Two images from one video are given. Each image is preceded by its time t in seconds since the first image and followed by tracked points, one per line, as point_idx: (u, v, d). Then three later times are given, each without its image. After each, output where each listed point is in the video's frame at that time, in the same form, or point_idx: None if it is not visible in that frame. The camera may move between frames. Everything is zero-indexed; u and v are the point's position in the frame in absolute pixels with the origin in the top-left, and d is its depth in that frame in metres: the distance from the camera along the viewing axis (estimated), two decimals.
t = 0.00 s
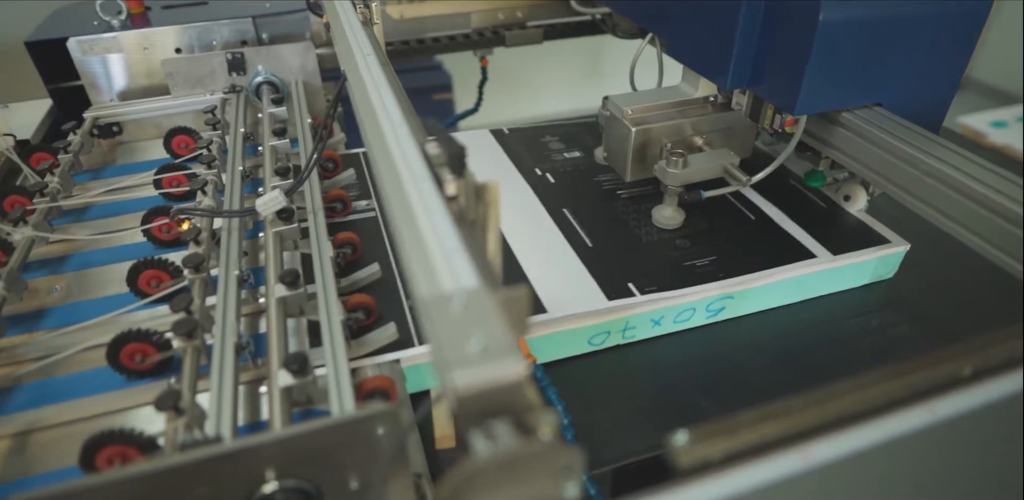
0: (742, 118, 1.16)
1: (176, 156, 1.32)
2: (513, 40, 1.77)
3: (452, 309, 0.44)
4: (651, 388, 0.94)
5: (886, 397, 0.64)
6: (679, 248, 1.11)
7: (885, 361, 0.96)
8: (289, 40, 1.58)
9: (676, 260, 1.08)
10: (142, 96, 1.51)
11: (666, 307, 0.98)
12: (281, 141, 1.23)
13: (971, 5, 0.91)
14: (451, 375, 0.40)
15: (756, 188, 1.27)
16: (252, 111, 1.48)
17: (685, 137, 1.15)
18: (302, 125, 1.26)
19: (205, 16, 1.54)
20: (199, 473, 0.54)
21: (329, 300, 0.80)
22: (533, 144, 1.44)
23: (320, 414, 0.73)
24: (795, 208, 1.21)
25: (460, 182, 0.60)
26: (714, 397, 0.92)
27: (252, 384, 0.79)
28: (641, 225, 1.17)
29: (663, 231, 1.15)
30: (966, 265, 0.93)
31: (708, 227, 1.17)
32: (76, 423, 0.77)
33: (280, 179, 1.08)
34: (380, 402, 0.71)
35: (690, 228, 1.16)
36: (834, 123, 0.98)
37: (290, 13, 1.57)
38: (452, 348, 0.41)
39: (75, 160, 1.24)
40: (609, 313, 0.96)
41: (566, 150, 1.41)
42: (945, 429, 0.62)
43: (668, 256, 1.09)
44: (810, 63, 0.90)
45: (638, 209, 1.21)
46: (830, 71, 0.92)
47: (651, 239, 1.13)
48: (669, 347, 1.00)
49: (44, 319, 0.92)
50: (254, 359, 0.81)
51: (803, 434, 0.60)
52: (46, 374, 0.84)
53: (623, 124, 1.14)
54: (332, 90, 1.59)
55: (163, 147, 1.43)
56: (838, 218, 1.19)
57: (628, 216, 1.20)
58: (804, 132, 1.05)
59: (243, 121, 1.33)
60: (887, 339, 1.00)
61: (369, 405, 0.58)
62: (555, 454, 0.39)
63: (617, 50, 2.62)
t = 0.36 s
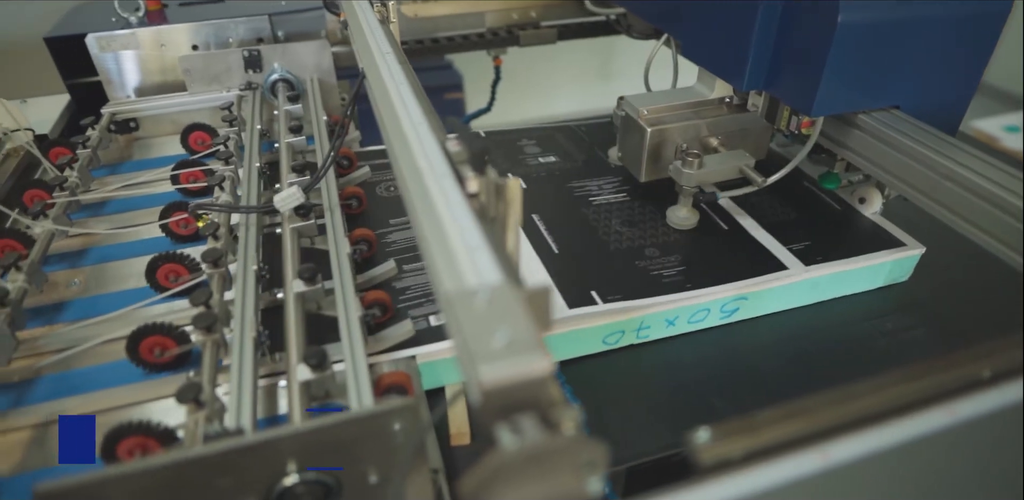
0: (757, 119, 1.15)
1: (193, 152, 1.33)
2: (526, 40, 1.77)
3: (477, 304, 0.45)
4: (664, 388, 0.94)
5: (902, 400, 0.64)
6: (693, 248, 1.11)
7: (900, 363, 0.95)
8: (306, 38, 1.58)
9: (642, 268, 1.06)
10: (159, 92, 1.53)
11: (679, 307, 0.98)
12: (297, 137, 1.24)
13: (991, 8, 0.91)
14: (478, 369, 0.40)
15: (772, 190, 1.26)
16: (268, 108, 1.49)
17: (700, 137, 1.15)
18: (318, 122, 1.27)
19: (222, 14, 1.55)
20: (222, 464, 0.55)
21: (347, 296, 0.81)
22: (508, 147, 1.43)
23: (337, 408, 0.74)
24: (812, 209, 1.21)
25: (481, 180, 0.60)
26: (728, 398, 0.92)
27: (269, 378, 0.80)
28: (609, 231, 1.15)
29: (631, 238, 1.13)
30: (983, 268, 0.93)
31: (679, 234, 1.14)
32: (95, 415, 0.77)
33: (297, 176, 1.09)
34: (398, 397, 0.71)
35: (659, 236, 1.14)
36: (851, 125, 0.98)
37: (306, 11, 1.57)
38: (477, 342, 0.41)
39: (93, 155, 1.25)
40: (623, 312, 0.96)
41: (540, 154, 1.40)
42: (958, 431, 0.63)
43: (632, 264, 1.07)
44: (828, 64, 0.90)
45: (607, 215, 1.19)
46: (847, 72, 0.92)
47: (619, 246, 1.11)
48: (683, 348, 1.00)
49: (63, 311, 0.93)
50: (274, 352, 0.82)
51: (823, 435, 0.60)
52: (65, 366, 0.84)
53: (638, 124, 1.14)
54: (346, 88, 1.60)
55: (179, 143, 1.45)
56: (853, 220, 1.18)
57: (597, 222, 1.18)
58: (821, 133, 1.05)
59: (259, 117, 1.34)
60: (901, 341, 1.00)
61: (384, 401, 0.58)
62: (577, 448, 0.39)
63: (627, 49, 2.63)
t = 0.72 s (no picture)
0: (778, 121, 1.15)
1: (213, 147, 1.35)
2: (544, 40, 1.78)
3: (507, 298, 0.45)
4: (682, 388, 0.94)
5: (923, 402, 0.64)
6: (710, 249, 1.10)
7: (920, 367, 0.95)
8: (327, 35, 1.58)
9: (611, 276, 1.04)
10: (179, 88, 1.54)
11: (697, 307, 0.98)
12: (317, 133, 1.24)
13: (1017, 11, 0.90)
14: (511, 363, 0.40)
15: (790, 192, 1.26)
16: (287, 105, 1.50)
17: (720, 138, 1.15)
18: (337, 118, 1.28)
19: (242, 10, 1.56)
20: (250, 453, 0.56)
21: (368, 290, 0.82)
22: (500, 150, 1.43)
23: (358, 402, 0.74)
24: (831, 211, 1.20)
25: (507, 175, 0.60)
26: (746, 399, 0.92)
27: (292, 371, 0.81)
28: (580, 238, 1.14)
29: (601, 245, 1.12)
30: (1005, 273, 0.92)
31: (652, 242, 1.13)
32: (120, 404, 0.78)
33: (317, 171, 1.09)
34: (419, 391, 0.72)
35: (632, 244, 1.12)
36: (873, 127, 0.97)
37: (326, 7, 1.57)
38: (510, 336, 0.42)
39: (116, 149, 1.27)
40: (640, 312, 0.96)
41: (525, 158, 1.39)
42: (981, 432, 0.63)
43: (600, 272, 1.06)
44: (851, 66, 0.90)
45: (579, 222, 1.18)
46: (870, 75, 0.91)
47: (589, 253, 1.10)
48: (701, 348, 1.00)
49: (87, 302, 0.94)
50: (297, 344, 0.82)
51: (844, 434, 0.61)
52: (89, 356, 0.85)
53: (657, 124, 1.14)
54: (364, 85, 1.61)
55: (200, 138, 1.46)
56: (872, 224, 1.17)
57: (569, 228, 1.17)
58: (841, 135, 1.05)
59: (280, 113, 1.35)
60: (920, 345, 1.00)
61: (405, 396, 0.58)
62: (606, 442, 0.40)
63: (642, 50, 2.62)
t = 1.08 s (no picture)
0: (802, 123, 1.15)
1: (238, 141, 1.36)
2: (566, 39, 1.78)
3: (544, 292, 0.46)
4: (703, 388, 0.94)
5: (952, 404, 0.64)
6: (732, 249, 1.10)
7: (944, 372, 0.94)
8: (349, 32, 1.59)
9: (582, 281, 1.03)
10: (204, 82, 1.56)
11: (720, 308, 0.98)
12: (341, 129, 1.26)
13: None
14: (549, 353, 0.41)
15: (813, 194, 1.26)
16: (311, 100, 1.51)
17: (743, 139, 1.15)
18: (361, 114, 1.29)
19: (268, 6, 1.58)
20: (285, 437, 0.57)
21: (394, 284, 0.82)
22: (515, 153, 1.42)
23: (384, 394, 0.75)
24: (854, 214, 1.19)
25: (539, 172, 0.61)
26: (768, 401, 0.92)
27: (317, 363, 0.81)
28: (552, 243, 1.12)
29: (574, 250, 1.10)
30: None
31: (626, 248, 1.12)
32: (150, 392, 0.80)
33: (342, 166, 1.11)
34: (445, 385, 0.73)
35: (606, 249, 1.11)
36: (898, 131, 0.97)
37: (350, 5, 1.58)
38: (548, 329, 0.42)
39: (144, 141, 1.28)
40: (663, 312, 0.96)
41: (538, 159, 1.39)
42: (1010, 437, 0.62)
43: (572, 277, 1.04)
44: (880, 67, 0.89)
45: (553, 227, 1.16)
46: (896, 79, 0.90)
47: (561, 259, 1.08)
48: (723, 350, 1.00)
49: (117, 291, 0.96)
50: (326, 336, 0.83)
51: (872, 435, 0.61)
52: (118, 344, 0.87)
53: (681, 125, 1.14)
54: (385, 83, 1.62)
55: (224, 132, 1.48)
56: (895, 228, 1.16)
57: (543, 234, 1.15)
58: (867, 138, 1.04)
59: (304, 109, 1.36)
60: (944, 350, 1.00)
61: (431, 389, 0.59)
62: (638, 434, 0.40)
63: (658, 51, 2.62)
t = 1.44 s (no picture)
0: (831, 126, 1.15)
1: (266, 135, 1.38)
2: (591, 39, 1.78)
3: (585, 286, 0.46)
4: (728, 389, 0.94)
5: (986, 410, 0.63)
6: (758, 251, 1.10)
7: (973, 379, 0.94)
8: (377, 28, 1.60)
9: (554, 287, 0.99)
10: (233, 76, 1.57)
11: (745, 310, 0.97)
12: (369, 124, 1.27)
13: None
14: (592, 346, 0.41)
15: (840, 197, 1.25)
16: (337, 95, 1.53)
17: (771, 141, 1.14)
18: (389, 111, 1.30)
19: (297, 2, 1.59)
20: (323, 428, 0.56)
21: (423, 278, 0.83)
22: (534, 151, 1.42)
23: (413, 387, 0.75)
24: (881, 218, 1.18)
25: (575, 169, 0.62)
26: (793, 403, 0.91)
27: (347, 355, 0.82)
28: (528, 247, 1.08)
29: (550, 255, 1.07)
30: None
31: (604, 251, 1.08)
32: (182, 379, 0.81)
33: (371, 161, 1.12)
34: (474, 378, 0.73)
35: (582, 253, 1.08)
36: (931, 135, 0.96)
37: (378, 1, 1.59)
38: (591, 322, 0.43)
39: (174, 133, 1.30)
40: (689, 311, 0.96)
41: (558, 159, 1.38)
42: None
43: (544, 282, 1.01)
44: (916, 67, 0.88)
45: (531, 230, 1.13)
46: (930, 82, 0.89)
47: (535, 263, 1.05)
48: (748, 351, 1.00)
49: (149, 280, 0.97)
50: (358, 329, 0.83)
51: (905, 439, 0.60)
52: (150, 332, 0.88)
53: (708, 125, 1.14)
54: (412, 79, 1.63)
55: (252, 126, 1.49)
56: (923, 233, 1.15)
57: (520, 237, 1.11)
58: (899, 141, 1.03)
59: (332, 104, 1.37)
60: (972, 358, 0.99)
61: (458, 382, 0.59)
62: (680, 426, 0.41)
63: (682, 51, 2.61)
